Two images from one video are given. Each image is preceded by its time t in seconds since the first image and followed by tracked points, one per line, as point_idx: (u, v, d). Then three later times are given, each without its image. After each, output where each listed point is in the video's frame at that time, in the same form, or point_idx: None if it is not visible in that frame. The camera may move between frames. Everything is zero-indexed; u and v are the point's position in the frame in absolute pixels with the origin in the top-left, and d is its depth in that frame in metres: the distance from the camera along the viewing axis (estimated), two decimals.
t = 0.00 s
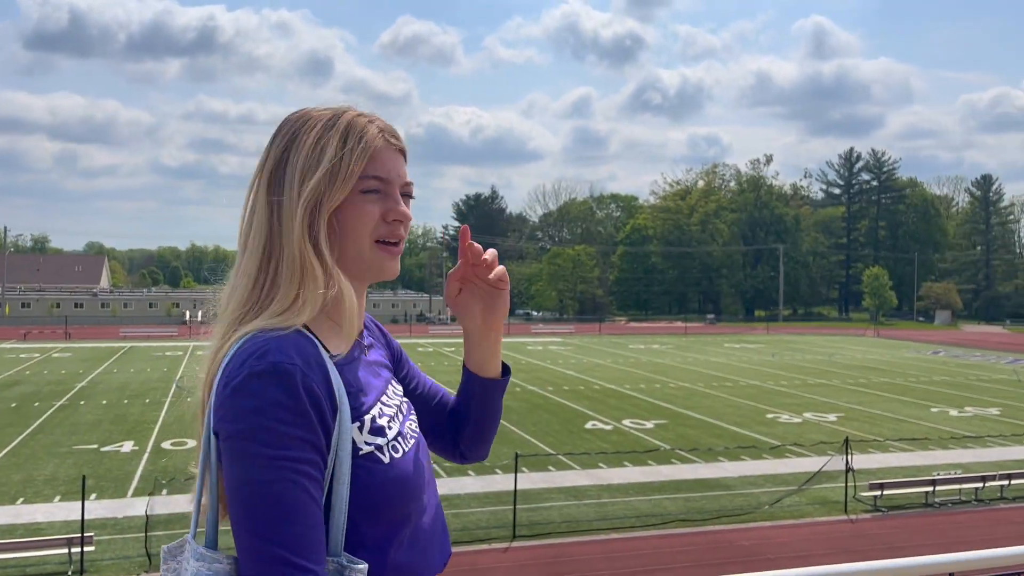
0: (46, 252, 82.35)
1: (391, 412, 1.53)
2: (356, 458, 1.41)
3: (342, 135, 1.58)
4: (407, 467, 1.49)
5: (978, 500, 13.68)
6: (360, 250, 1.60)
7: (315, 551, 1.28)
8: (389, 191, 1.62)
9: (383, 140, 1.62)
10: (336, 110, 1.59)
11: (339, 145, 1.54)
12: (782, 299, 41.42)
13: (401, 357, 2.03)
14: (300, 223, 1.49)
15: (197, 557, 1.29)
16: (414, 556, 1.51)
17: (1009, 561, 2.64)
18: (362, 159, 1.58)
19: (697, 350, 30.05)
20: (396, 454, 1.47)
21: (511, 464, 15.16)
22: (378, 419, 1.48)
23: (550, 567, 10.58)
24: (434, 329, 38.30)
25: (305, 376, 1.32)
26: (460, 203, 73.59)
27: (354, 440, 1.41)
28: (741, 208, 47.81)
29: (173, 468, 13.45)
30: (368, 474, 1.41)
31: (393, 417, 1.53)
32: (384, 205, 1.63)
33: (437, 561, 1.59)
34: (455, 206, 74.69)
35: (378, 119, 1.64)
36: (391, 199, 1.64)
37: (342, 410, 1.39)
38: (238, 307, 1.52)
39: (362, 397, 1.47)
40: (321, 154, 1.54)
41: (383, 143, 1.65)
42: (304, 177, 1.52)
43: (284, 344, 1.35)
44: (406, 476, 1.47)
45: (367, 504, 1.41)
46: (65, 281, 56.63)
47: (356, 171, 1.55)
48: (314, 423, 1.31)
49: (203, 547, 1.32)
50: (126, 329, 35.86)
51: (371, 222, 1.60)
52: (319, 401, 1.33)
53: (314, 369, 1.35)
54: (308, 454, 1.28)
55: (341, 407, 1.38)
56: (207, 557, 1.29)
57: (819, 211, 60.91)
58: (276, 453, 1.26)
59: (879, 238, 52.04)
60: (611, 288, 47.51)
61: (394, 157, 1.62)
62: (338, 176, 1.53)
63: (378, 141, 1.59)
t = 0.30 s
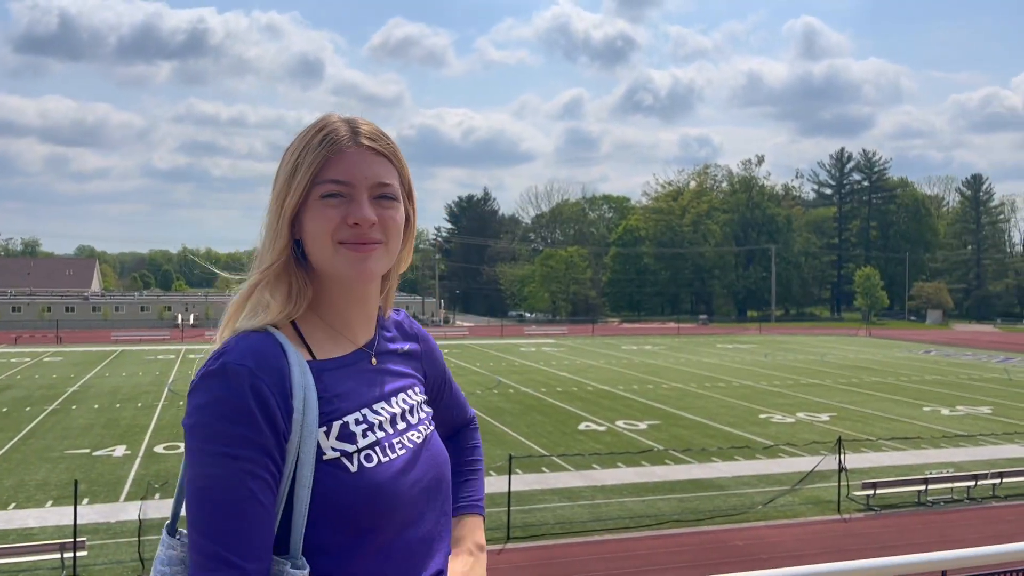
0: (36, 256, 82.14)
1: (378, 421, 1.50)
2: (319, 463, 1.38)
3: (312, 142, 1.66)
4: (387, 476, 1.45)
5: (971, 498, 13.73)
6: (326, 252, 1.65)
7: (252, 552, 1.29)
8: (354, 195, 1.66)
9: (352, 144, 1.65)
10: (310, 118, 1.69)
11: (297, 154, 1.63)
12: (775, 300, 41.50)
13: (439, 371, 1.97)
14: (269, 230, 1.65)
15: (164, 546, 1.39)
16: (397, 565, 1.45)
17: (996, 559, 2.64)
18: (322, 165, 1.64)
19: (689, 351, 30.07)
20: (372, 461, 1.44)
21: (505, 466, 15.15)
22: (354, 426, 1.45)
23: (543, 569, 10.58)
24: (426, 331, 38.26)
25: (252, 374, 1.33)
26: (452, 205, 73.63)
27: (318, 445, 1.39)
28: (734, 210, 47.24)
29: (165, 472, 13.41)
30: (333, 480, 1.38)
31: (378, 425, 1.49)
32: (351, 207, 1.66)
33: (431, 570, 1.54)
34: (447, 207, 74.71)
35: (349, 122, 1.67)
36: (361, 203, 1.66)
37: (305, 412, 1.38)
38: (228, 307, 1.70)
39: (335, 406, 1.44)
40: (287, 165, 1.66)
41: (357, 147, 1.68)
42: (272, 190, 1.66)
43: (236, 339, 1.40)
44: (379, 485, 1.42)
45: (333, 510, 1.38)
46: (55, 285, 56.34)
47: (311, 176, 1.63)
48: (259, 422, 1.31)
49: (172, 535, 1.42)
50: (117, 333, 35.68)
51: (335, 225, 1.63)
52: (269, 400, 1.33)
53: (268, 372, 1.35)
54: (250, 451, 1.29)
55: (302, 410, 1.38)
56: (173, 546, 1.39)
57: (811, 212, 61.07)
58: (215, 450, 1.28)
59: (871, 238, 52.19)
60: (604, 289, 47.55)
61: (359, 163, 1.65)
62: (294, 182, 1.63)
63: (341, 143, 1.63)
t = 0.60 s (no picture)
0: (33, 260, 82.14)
1: (377, 427, 1.48)
2: (309, 470, 1.38)
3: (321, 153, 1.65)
4: (383, 483, 1.42)
5: (969, 498, 13.74)
6: (332, 261, 1.66)
7: (226, 552, 1.31)
8: (364, 207, 1.66)
9: (358, 155, 1.65)
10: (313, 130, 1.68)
11: (301, 167, 1.62)
12: (772, 301, 41.61)
13: (451, 386, 1.94)
14: (280, 247, 1.67)
15: (158, 538, 1.40)
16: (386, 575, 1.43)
17: (994, 561, 2.63)
18: (330, 179, 1.64)
19: (687, 352, 30.09)
20: (364, 467, 1.41)
21: (503, 468, 15.15)
22: (349, 434, 1.43)
23: (543, 570, 10.59)
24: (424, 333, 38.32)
25: (240, 379, 1.34)
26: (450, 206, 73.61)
27: (309, 453, 1.38)
28: (731, 211, 47.70)
29: (163, 476, 13.39)
30: (322, 485, 1.37)
31: (375, 433, 1.47)
32: (358, 216, 1.65)
33: None
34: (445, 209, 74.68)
35: (356, 133, 1.66)
36: (366, 212, 1.65)
37: (297, 420, 1.38)
38: (238, 314, 1.70)
39: (331, 414, 1.43)
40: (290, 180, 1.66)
41: (362, 156, 1.69)
42: (283, 203, 1.66)
43: (230, 348, 1.42)
44: (369, 491, 1.40)
45: (323, 516, 1.37)
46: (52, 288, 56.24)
47: (313, 191, 1.62)
48: (246, 426, 1.32)
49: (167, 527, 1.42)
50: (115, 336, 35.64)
51: (343, 236, 1.63)
52: (258, 407, 1.34)
53: (261, 379, 1.36)
54: (234, 456, 1.30)
55: (295, 417, 1.38)
56: (165, 539, 1.40)
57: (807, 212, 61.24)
58: (202, 452, 1.30)
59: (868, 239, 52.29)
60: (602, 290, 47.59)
61: (365, 173, 1.65)
62: (300, 198, 1.63)
63: (346, 155, 1.62)
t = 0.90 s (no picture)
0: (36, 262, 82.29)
1: (366, 429, 1.48)
2: (296, 472, 1.38)
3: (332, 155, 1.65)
4: (371, 483, 1.42)
5: (971, 498, 13.71)
6: (335, 269, 1.65)
7: (214, 558, 1.32)
8: (375, 217, 1.66)
9: (369, 164, 1.65)
10: (323, 131, 1.67)
11: (308, 170, 1.61)
12: (774, 301, 41.63)
13: (446, 386, 1.93)
14: (284, 251, 1.64)
15: (147, 542, 1.40)
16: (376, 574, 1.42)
17: (993, 560, 2.62)
18: (341, 187, 1.63)
19: (689, 352, 30.12)
20: (352, 469, 1.41)
21: (505, 469, 15.16)
22: (337, 436, 1.43)
23: (544, 570, 10.59)
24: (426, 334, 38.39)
25: (226, 386, 1.35)
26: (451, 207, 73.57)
27: (297, 455, 1.38)
28: (733, 211, 47.65)
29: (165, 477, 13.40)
30: (310, 487, 1.38)
31: (364, 435, 1.47)
32: (365, 224, 1.65)
33: None
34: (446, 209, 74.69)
35: (365, 141, 1.66)
36: (375, 221, 1.65)
37: (282, 425, 1.38)
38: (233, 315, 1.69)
39: (318, 416, 1.43)
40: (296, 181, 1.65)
41: (371, 166, 1.68)
42: (289, 206, 1.64)
43: (221, 352, 1.43)
44: (357, 491, 1.40)
45: (308, 519, 1.37)
46: (55, 290, 56.30)
47: (324, 195, 1.61)
48: (232, 432, 1.32)
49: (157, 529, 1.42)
50: (117, 338, 35.66)
51: (350, 243, 1.63)
52: (244, 413, 1.34)
53: (248, 384, 1.37)
54: (220, 462, 1.31)
55: (281, 421, 1.38)
56: (154, 541, 1.40)
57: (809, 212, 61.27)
58: (191, 456, 1.31)
59: (870, 238, 52.30)
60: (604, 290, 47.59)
61: (375, 184, 1.65)
62: (307, 200, 1.61)
63: (357, 162, 1.62)
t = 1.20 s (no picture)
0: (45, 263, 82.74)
1: (371, 430, 1.49)
2: (301, 474, 1.39)
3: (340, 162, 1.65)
4: (375, 485, 1.43)
5: (980, 499, 13.66)
6: (343, 275, 1.64)
7: (221, 558, 1.33)
8: (387, 223, 1.65)
9: (380, 171, 1.63)
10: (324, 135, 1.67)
11: (318, 172, 1.59)
12: (782, 300, 41.56)
13: (443, 387, 1.93)
14: (298, 257, 1.61)
15: (152, 541, 1.41)
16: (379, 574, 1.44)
17: (1005, 560, 2.62)
18: (355, 196, 1.62)
19: (697, 352, 30.09)
20: (357, 469, 1.43)
21: (512, 469, 15.18)
22: (341, 437, 1.44)
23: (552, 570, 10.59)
24: (433, 334, 38.42)
25: (231, 388, 1.35)
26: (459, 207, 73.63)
27: (301, 457, 1.39)
28: (741, 211, 47.58)
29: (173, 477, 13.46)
30: (313, 487, 1.39)
31: (368, 436, 1.48)
32: (372, 231, 1.63)
33: None
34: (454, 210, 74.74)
35: (375, 147, 1.65)
36: (383, 226, 1.64)
37: (286, 428, 1.39)
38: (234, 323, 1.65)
39: (322, 419, 1.44)
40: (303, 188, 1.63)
41: (380, 173, 1.67)
42: (299, 212, 1.60)
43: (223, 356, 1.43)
44: (362, 492, 1.41)
45: (313, 518, 1.38)
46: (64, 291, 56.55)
47: (335, 200, 1.58)
48: (236, 433, 1.33)
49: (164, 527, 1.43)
50: (125, 338, 35.79)
51: (363, 250, 1.62)
52: (250, 416, 1.35)
53: (252, 389, 1.37)
54: (227, 466, 1.32)
55: (285, 423, 1.39)
56: (158, 542, 1.41)
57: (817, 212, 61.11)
58: (195, 459, 1.32)
59: (879, 238, 52.16)
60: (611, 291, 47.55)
61: (388, 192, 1.64)
62: (316, 203, 1.59)
63: (372, 169, 1.62)
